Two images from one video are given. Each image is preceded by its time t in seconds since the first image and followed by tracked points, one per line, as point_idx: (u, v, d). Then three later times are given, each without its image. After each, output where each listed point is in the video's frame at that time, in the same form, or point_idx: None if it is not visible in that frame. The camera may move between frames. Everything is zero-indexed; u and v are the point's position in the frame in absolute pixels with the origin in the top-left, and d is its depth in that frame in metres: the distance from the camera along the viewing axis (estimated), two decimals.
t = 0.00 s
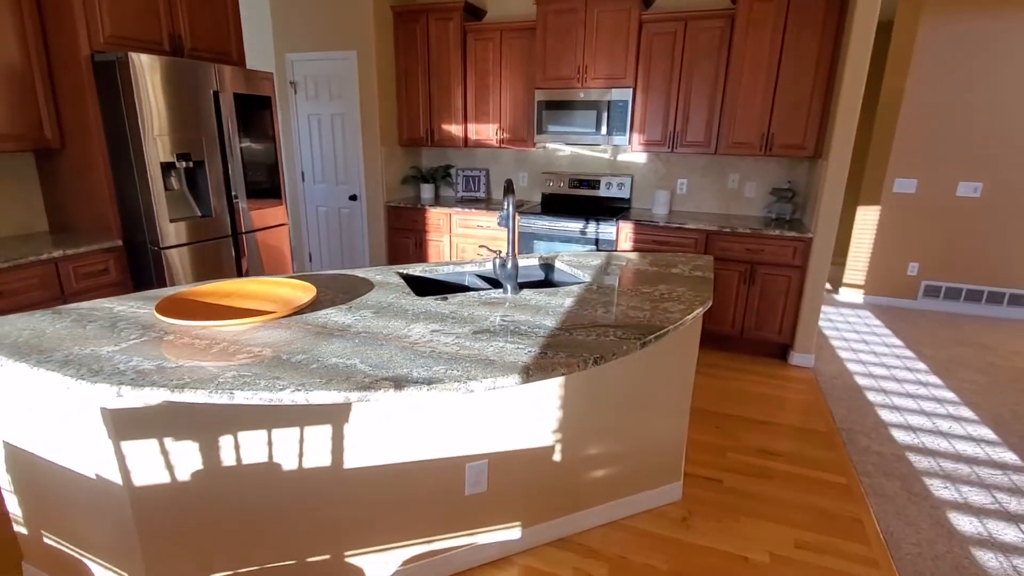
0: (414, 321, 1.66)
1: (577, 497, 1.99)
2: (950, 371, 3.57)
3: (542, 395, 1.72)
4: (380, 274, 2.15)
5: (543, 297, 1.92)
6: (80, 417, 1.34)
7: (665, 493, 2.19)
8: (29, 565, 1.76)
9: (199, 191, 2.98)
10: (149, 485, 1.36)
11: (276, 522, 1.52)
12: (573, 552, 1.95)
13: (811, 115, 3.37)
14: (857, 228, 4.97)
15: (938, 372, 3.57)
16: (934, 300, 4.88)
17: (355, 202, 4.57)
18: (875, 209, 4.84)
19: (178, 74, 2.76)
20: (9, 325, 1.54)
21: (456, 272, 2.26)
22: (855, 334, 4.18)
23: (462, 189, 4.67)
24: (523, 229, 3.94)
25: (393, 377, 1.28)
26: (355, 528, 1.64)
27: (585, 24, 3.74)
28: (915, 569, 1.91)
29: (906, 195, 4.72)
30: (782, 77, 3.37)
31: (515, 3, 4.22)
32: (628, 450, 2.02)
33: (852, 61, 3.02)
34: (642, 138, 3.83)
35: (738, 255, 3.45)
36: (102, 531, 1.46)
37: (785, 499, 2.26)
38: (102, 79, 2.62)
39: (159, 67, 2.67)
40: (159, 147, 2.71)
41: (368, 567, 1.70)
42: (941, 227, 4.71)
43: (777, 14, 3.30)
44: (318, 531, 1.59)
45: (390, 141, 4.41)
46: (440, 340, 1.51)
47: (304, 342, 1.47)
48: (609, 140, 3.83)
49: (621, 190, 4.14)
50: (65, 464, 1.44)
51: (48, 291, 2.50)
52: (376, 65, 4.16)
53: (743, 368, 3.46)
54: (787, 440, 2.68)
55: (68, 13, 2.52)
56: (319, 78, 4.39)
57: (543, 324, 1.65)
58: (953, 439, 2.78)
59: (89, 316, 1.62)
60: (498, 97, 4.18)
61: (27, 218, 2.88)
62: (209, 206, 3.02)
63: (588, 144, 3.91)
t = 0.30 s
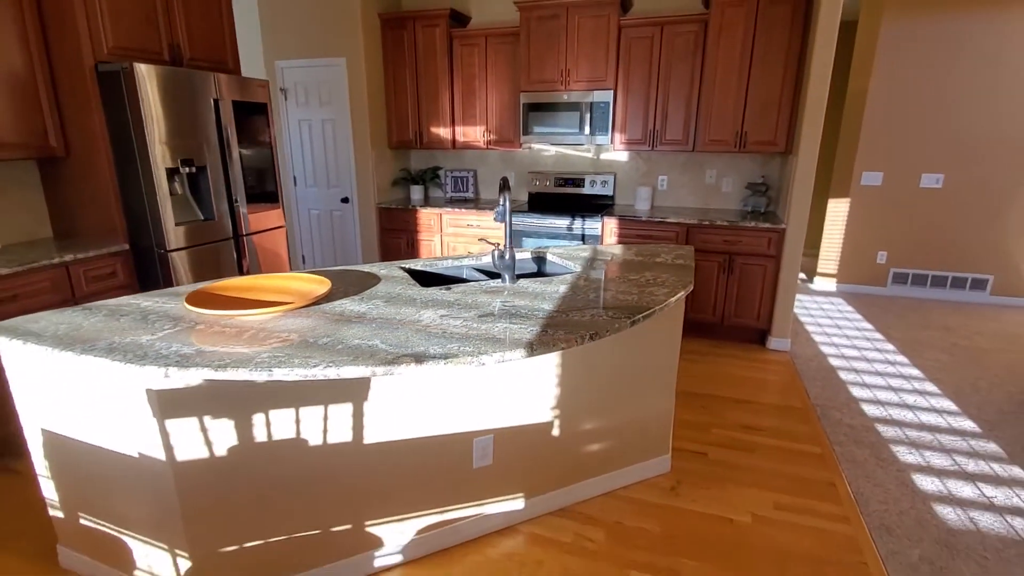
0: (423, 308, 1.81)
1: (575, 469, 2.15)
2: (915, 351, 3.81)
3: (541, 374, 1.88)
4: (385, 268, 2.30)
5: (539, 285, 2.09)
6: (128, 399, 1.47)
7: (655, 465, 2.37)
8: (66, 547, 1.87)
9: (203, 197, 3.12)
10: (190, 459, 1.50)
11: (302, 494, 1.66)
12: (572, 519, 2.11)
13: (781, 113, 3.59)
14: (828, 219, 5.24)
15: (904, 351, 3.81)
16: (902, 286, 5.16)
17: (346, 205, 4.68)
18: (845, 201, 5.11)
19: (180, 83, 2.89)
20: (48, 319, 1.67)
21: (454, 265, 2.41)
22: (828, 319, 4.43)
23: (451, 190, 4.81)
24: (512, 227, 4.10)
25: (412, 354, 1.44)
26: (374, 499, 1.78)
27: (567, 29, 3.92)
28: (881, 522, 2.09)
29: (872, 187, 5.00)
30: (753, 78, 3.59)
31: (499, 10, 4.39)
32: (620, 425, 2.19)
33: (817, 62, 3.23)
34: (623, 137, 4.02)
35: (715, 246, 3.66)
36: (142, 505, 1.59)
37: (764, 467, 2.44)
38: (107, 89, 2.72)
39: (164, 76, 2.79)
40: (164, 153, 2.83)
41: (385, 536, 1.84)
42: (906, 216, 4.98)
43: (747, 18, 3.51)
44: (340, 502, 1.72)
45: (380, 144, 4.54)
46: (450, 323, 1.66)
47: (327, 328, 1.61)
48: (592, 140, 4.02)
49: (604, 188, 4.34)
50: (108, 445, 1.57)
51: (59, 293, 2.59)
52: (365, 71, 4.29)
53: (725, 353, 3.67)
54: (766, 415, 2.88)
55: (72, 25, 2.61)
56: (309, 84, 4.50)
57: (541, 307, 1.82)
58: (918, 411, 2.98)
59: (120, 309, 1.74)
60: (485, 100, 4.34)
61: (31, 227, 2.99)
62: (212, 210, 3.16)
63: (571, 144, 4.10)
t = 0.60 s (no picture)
0: (433, 298, 1.96)
1: (574, 448, 2.30)
2: (892, 336, 4.01)
3: (543, 358, 2.03)
4: (392, 264, 2.44)
5: (539, 277, 2.25)
6: (166, 383, 1.60)
7: (648, 444, 2.52)
8: (96, 531, 1.97)
9: (210, 199, 3.28)
10: (224, 439, 1.62)
11: (325, 471, 1.79)
12: (572, 494, 2.26)
13: (761, 112, 3.77)
14: (809, 213, 5.45)
15: (882, 337, 4.00)
16: (881, 276, 5.38)
17: (344, 206, 4.79)
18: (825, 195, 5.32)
19: (188, 89, 3.03)
20: (84, 313, 1.79)
21: (456, 260, 2.56)
22: (810, 309, 4.63)
23: (445, 189, 4.95)
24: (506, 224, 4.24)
25: (429, 337, 1.59)
26: (389, 476, 1.91)
27: (556, 34, 4.07)
28: (858, 490, 2.26)
29: (851, 182, 5.21)
30: (735, 79, 3.77)
31: (490, 15, 4.53)
32: (616, 406, 2.34)
33: (794, 63, 3.41)
34: (612, 136, 4.18)
35: (700, 240, 3.84)
36: (177, 483, 1.71)
37: (751, 444, 2.61)
38: (119, 95, 2.86)
39: (173, 83, 2.93)
40: (174, 157, 2.98)
41: (400, 511, 1.97)
42: (883, 209, 5.20)
43: (728, 22, 3.68)
44: (359, 479, 1.86)
45: (376, 146, 4.66)
46: (460, 311, 1.81)
47: (347, 317, 1.75)
48: (582, 139, 4.18)
49: (594, 185, 4.51)
50: (145, 428, 1.69)
51: (75, 292, 2.73)
52: (361, 74, 4.41)
53: (713, 342, 3.84)
54: (752, 398, 3.06)
55: (84, 35, 2.74)
56: (306, 88, 4.61)
57: (542, 296, 1.97)
58: (894, 390, 3.16)
59: (150, 304, 1.87)
60: (478, 102, 4.48)
61: (44, 230, 3.09)
62: (220, 210, 3.32)
63: (562, 144, 4.26)
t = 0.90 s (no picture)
0: (437, 291, 2.07)
1: (571, 434, 2.41)
2: (876, 328, 4.16)
3: (541, 347, 2.14)
4: (395, 259, 2.54)
5: (536, 271, 2.36)
6: (186, 372, 1.70)
7: (641, 431, 2.64)
8: (113, 516, 2.04)
9: (215, 198, 3.37)
10: (241, 424, 1.72)
11: (335, 455, 1.89)
12: (569, 478, 2.37)
13: (749, 112, 3.90)
14: (797, 210, 5.59)
15: (866, 329, 4.15)
16: (866, 271, 5.54)
17: (343, 205, 4.88)
18: (812, 193, 5.47)
19: (193, 91, 3.12)
20: (102, 308, 1.87)
21: (456, 256, 2.67)
22: (797, 303, 4.77)
23: (442, 188, 5.05)
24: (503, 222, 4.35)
25: (435, 327, 1.70)
26: (396, 460, 2.01)
27: (550, 36, 4.18)
28: (839, 471, 2.38)
29: (837, 180, 5.36)
30: (723, 81, 3.89)
31: (486, 17, 4.63)
32: (610, 394, 2.46)
33: (779, 66, 3.54)
34: (605, 136, 4.30)
35: (691, 236, 3.96)
36: (195, 467, 1.81)
37: (739, 430, 2.73)
38: (127, 97, 2.96)
39: (180, 86, 3.02)
40: (181, 158, 3.07)
41: (406, 494, 2.08)
42: (868, 206, 5.36)
43: (716, 25, 3.81)
44: (367, 462, 1.96)
45: (374, 145, 4.75)
46: (463, 302, 1.93)
47: (356, 309, 1.86)
48: (576, 139, 4.30)
49: (588, 184, 4.63)
50: (164, 416, 1.78)
51: (85, 289, 2.81)
52: (360, 76, 4.50)
53: (703, 335, 3.97)
54: (740, 387, 3.19)
55: (93, 39, 2.83)
56: (304, 89, 4.69)
57: (539, 288, 2.09)
58: (875, 379, 3.30)
59: (166, 298, 1.97)
60: (475, 103, 4.58)
61: (52, 229, 3.17)
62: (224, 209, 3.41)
63: (557, 143, 4.38)
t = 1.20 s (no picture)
0: (437, 279, 2.18)
1: (565, 417, 2.52)
2: (860, 320, 4.30)
3: (536, 333, 2.25)
4: (396, 251, 2.65)
5: (531, 262, 2.48)
6: (201, 353, 1.80)
7: (633, 415, 2.76)
8: (127, 495, 2.13)
9: (219, 194, 3.46)
10: (253, 403, 1.82)
11: (342, 433, 2.00)
12: (563, 459, 2.48)
13: (738, 111, 4.02)
14: (786, 207, 5.73)
15: (850, 321, 4.29)
16: (852, 266, 5.69)
17: (342, 201, 4.97)
18: (800, 190, 5.61)
19: (198, 89, 3.22)
20: (119, 295, 1.97)
21: (455, 248, 2.78)
22: (785, 296, 4.90)
23: (440, 185, 5.16)
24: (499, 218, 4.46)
25: (437, 310, 1.81)
26: (399, 440, 2.12)
27: (546, 36, 4.29)
28: (819, 451, 2.51)
29: (825, 177, 5.49)
30: (713, 81, 4.02)
31: (482, 18, 4.74)
32: (602, 379, 2.57)
33: (766, 66, 3.67)
34: (599, 134, 4.41)
35: (682, 231, 4.08)
36: (208, 445, 1.91)
37: (726, 415, 2.85)
38: (134, 95, 3.05)
39: (186, 85, 3.12)
40: (186, 154, 3.17)
41: (409, 472, 2.18)
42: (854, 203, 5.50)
43: (706, 27, 3.93)
44: (372, 441, 2.06)
45: (372, 143, 4.85)
46: (462, 289, 2.04)
47: (361, 295, 1.97)
48: (571, 137, 4.42)
49: (582, 180, 4.74)
50: (179, 396, 1.88)
51: (94, 280, 2.91)
52: (359, 75, 4.60)
53: (694, 327, 4.09)
54: (728, 375, 3.31)
55: (101, 39, 2.92)
56: (304, 88, 4.78)
57: (535, 277, 2.20)
58: (858, 367, 3.43)
59: (179, 286, 2.06)
60: (471, 101, 4.68)
61: (58, 223, 3.25)
62: (227, 204, 3.51)
63: (551, 141, 4.49)
